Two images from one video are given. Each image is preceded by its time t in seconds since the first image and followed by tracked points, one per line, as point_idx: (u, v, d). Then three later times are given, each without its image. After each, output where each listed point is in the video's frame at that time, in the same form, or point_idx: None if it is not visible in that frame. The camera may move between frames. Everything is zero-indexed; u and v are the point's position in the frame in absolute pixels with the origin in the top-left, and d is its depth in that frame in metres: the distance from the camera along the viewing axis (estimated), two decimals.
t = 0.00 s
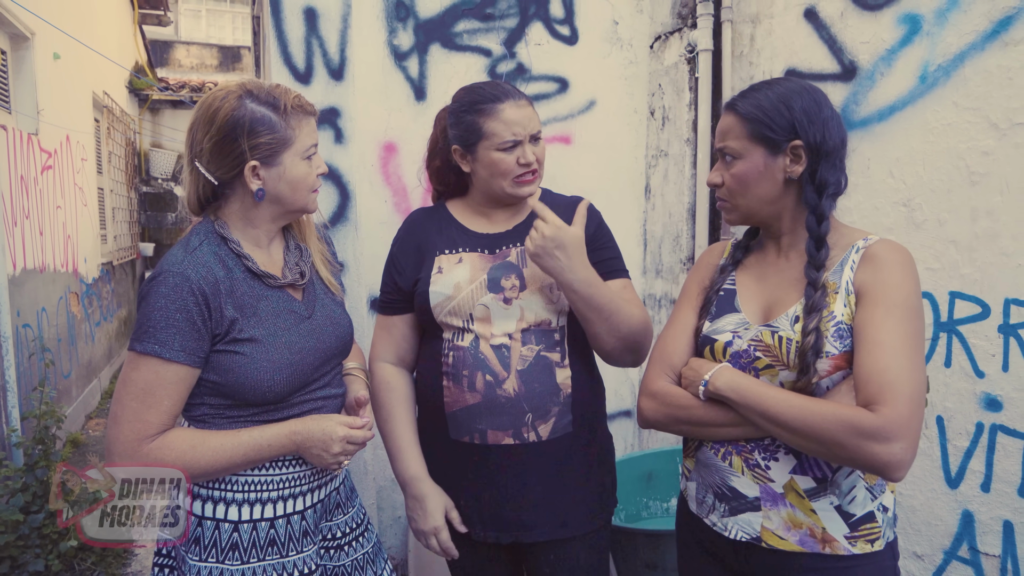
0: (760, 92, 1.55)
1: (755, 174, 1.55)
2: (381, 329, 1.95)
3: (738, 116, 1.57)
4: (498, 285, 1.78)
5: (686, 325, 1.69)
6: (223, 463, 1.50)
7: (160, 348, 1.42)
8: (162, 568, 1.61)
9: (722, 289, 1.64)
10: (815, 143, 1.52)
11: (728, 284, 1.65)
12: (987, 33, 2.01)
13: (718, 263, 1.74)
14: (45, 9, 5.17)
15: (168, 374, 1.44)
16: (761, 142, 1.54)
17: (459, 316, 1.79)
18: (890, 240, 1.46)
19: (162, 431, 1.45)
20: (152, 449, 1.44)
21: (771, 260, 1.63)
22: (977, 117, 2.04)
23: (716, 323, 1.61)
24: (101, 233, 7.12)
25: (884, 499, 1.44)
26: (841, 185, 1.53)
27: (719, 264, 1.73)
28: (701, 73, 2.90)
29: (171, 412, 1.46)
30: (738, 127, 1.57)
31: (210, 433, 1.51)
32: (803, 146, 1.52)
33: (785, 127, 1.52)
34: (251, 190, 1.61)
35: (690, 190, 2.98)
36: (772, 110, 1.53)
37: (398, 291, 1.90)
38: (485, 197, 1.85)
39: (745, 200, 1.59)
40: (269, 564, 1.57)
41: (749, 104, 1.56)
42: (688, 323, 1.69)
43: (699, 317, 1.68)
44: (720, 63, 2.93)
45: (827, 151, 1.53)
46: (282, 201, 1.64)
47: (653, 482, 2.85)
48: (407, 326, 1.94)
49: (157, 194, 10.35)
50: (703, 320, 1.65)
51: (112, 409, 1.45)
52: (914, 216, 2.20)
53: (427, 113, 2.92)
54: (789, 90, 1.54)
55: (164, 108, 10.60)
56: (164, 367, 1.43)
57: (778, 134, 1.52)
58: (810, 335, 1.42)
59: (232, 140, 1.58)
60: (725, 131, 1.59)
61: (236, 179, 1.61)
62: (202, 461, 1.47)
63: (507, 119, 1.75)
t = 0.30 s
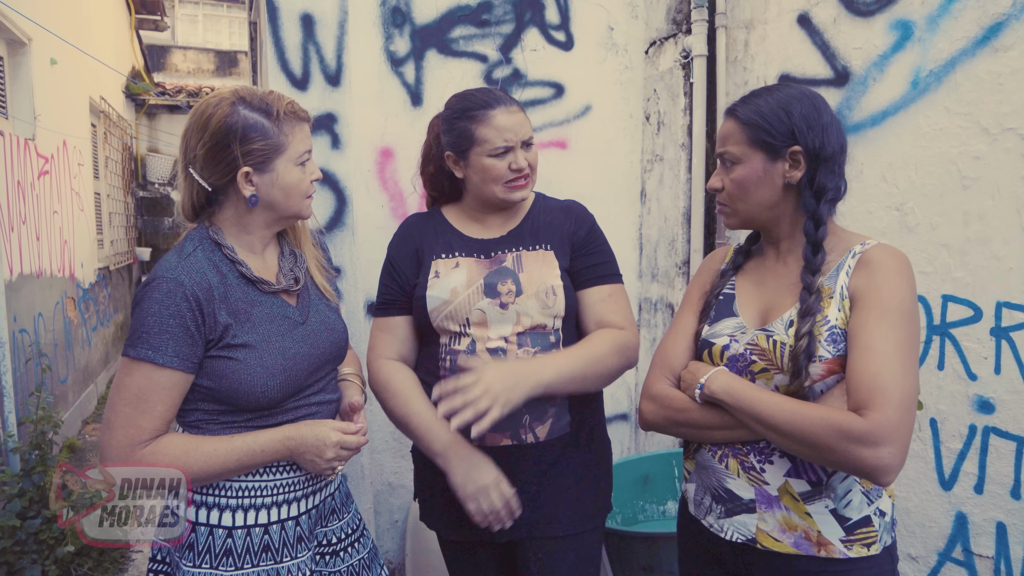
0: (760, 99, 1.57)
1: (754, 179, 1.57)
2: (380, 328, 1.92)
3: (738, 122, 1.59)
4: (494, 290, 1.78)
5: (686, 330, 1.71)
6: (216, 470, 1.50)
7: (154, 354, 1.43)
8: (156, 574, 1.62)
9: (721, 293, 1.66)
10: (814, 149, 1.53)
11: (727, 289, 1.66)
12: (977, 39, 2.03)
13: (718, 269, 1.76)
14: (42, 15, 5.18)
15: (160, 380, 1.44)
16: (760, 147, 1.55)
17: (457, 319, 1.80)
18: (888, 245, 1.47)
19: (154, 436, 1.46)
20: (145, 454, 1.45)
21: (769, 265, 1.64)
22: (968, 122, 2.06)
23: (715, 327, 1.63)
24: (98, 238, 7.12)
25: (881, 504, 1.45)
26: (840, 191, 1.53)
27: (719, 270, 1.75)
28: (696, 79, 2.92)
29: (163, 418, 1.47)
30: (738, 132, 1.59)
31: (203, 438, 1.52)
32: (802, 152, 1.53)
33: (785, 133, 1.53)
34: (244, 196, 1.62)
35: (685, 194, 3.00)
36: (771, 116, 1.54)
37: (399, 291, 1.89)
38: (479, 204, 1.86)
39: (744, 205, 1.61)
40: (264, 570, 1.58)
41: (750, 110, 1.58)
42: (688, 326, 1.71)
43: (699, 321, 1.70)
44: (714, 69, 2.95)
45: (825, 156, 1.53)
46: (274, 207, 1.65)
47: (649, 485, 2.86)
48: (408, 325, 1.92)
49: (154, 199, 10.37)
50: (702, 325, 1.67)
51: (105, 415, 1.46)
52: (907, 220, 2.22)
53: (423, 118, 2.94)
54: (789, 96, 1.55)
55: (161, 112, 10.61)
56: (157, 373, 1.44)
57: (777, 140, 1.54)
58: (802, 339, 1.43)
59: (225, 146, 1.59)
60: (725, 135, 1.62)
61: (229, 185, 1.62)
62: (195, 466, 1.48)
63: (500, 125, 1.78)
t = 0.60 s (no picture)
0: (763, 104, 1.58)
1: (755, 184, 1.58)
2: (386, 331, 1.92)
3: (740, 127, 1.60)
4: (498, 294, 1.78)
5: (682, 335, 1.72)
6: (210, 472, 1.51)
7: (146, 358, 1.44)
8: None
9: (716, 298, 1.67)
10: (816, 155, 1.55)
11: (721, 294, 1.67)
12: (972, 43, 2.04)
13: (713, 273, 1.77)
14: (42, 20, 5.20)
15: (153, 385, 1.45)
16: (763, 152, 1.56)
17: (460, 323, 1.79)
18: (881, 250, 1.48)
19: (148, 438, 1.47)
20: (139, 459, 1.46)
21: (765, 269, 1.65)
22: (963, 126, 2.08)
23: (711, 332, 1.64)
24: (97, 242, 7.13)
25: (875, 505, 1.46)
26: (839, 197, 1.56)
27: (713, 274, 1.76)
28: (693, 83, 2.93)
29: (157, 422, 1.48)
30: (739, 137, 1.60)
31: (196, 443, 1.53)
32: (805, 157, 1.55)
33: (787, 138, 1.55)
34: (235, 201, 1.63)
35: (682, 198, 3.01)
36: (774, 121, 1.56)
37: (406, 294, 1.90)
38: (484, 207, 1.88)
39: (745, 210, 1.61)
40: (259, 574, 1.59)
41: (753, 116, 1.58)
42: (683, 331, 1.72)
43: (694, 326, 1.71)
44: (711, 73, 2.97)
45: (827, 161, 1.55)
46: (265, 211, 1.66)
47: (647, 488, 2.87)
48: (414, 329, 1.92)
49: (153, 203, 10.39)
50: (697, 330, 1.68)
51: (99, 419, 1.47)
52: (902, 224, 2.24)
53: (422, 122, 2.95)
54: (791, 103, 1.57)
55: (161, 117, 10.62)
56: (150, 377, 1.45)
57: (780, 145, 1.55)
58: (799, 343, 1.44)
59: (216, 150, 1.61)
60: (727, 140, 1.62)
61: (220, 189, 1.64)
62: (191, 469, 1.49)
63: (507, 127, 1.79)
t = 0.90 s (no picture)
0: (760, 108, 1.59)
1: (753, 187, 1.59)
2: (397, 331, 1.93)
3: (738, 130, 1.61)
4: (506, 296, 1.77)
5: (676, 335, 1.73)
6: (202, 475, 1.51)
7: (138, 361, 1.45)
8: None
9: (710, 300, 1.68)
10: (813, 158, 1.56)
11: (716, 296, 1.68)
12: (968, 46, 2.05)
13: (708, 275, 1.78)
14: (42, 24, 5.22)
15: (145, 387, 1.46)
16: (761, 156, 1.57)
17: (469, 324, 1.79)
18: (874, 252, 1.50)
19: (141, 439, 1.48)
20: (130, 461, 1.47)
21: (759, 271, 1.66)
22: (959, 128, 2.09)
23: (705, 333, 1.65)
24: (97, 245, 7.14)
25: (869, 504, 1.47)
26: (835, 202, 1.57)
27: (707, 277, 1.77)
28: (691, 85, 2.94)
29: (149, 424, 1.48)
30: (737, 140, 1.60)
31: (188, 445, 1.54)
32: (802, 161, 1.56)
33: (784, 143, 1.56)
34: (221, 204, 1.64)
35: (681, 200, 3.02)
36: (772, 125, 1.57)
37: (417, 294, 1.91)
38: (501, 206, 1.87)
39: (742, 212, 1.62)
40: None
41: (751, 120, 1.59)
42: (678, 332, 1.73)
43: (688, 327, 1.72)
44: (709, 75, 2.98)
45: (824, 165, 1.56)
46: (254, 214, 1.66)
47: (647, 490, 2.87)
48: (425, 331, 1.93)
49: (153, 206, 10.40)
50: (693, 331, 1.69)
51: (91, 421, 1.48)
52: (900, 225, 2.24)
53: (421, 125, 2.96)
54: (788, 108, 1.58)
55: (161, 120, 10.64)
56: (142, 380, 1.46)
57: (777, 149, 1.56)
58: (794, 344, 1.45)
59: (202, 154, 1.62)
60: (725, 144, 1.62)
61: (208, 193, 1.65)
62: (187, 471, 1.50)
63: (528, 121, 1.78)
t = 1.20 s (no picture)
0: (761, 112, 1.59)
1: (755, 189, 1.59)
2: (414, 329, 1.97)
3: (739, 133, 1.61)
4: (524, 298, 1.76)
5: (676, 336, 1.71)
6: (200, 476, 1.52)
7: (139, 360, 1.45)
8: None
9: (710, 302, 1.69)
10: (814, 162, 1.57)
11: (716, 298, 1.69)
12: (969, 48, 2.06)
13: (707, 277, 1.78)
14: (47, 26, 5.24)
15: (145, 386, 1.47)
16: (763, 159, 1.58)
17: (486, 325, 1.79)
18: (872, 254, 1.51)
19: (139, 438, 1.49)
20: (128, 459, 1.48)
21: (758, 272, 1.67)
22: (962, 129, 2.09)
23: (705, 335, 1.65)
24: (101, 246, 7.17)
25: (869, 506, 1.48)
26: (835, 202, 1.58)
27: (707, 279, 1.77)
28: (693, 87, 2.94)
29: (148, 423, 1.49)
30: (738, 143, 1.60)
31: (186, 445, 1.54)
32: (803, 164, 1.57)
33: (786, 146, 1.56)
34: (224, 204, 1.65)
35: (683, 202, 3.02)
36: (773, 128, 1.57)
37: (433, 296, 1.93)
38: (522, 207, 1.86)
39: (744, 214, 1.62)
40: None
41: (753, 123, 1.59)
42: (677, 335, 1.71)
43: (688, 330, 1.71)
44: (711, 77, 2.98)
45: (824, 168, 1.58)
46: (256, 215, 1.67)
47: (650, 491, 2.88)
48: (439, 331, 1.96)
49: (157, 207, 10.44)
50: (693, 333, 1.69)
51: (90, 419, 1.49)
52: (902, 226, 2.24)
53: (425, 127, 2.97)
54: (789, 111, 1.59)
55: (165, 121, 10.67)
56: (143, 378, 1.46)
57: (778, 152, 1.57)
58: (794, 345, 1.46)
59: (204, 155, 1.63)
60: (725, 147, 1.62)
61: (211, 193, 1.66)
62: (188, 472, 1.51)
63: (543, 118, 1.78)
